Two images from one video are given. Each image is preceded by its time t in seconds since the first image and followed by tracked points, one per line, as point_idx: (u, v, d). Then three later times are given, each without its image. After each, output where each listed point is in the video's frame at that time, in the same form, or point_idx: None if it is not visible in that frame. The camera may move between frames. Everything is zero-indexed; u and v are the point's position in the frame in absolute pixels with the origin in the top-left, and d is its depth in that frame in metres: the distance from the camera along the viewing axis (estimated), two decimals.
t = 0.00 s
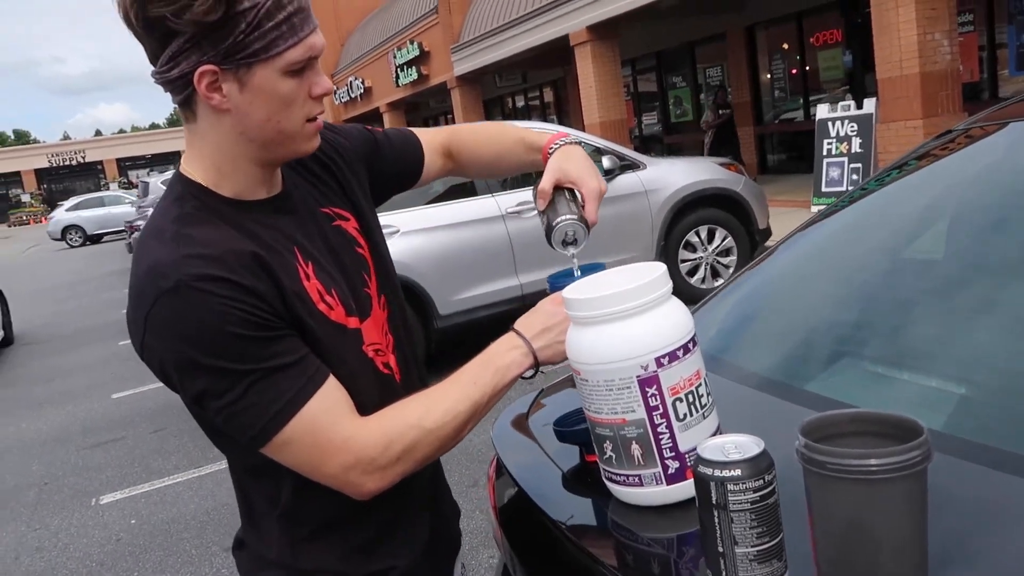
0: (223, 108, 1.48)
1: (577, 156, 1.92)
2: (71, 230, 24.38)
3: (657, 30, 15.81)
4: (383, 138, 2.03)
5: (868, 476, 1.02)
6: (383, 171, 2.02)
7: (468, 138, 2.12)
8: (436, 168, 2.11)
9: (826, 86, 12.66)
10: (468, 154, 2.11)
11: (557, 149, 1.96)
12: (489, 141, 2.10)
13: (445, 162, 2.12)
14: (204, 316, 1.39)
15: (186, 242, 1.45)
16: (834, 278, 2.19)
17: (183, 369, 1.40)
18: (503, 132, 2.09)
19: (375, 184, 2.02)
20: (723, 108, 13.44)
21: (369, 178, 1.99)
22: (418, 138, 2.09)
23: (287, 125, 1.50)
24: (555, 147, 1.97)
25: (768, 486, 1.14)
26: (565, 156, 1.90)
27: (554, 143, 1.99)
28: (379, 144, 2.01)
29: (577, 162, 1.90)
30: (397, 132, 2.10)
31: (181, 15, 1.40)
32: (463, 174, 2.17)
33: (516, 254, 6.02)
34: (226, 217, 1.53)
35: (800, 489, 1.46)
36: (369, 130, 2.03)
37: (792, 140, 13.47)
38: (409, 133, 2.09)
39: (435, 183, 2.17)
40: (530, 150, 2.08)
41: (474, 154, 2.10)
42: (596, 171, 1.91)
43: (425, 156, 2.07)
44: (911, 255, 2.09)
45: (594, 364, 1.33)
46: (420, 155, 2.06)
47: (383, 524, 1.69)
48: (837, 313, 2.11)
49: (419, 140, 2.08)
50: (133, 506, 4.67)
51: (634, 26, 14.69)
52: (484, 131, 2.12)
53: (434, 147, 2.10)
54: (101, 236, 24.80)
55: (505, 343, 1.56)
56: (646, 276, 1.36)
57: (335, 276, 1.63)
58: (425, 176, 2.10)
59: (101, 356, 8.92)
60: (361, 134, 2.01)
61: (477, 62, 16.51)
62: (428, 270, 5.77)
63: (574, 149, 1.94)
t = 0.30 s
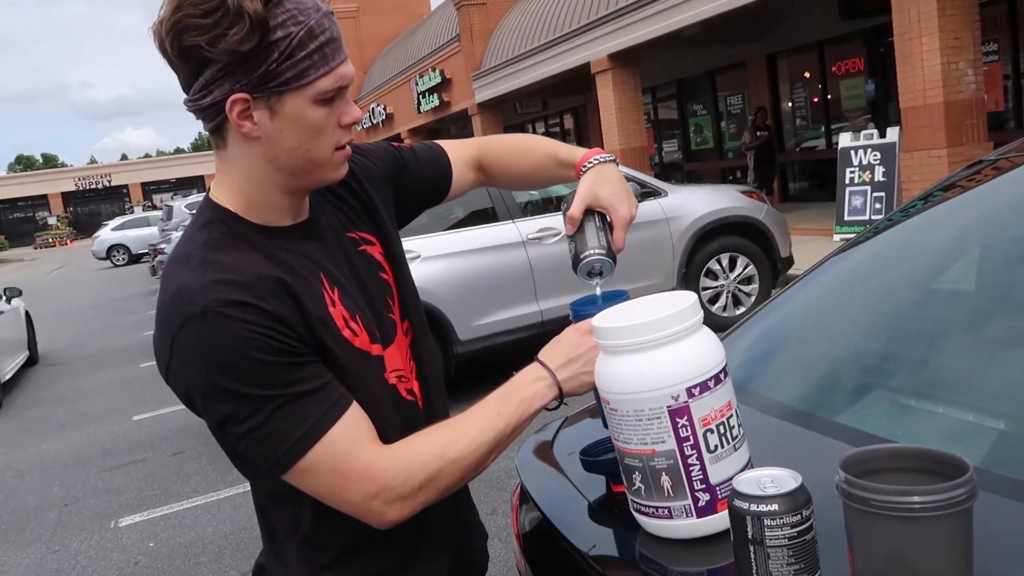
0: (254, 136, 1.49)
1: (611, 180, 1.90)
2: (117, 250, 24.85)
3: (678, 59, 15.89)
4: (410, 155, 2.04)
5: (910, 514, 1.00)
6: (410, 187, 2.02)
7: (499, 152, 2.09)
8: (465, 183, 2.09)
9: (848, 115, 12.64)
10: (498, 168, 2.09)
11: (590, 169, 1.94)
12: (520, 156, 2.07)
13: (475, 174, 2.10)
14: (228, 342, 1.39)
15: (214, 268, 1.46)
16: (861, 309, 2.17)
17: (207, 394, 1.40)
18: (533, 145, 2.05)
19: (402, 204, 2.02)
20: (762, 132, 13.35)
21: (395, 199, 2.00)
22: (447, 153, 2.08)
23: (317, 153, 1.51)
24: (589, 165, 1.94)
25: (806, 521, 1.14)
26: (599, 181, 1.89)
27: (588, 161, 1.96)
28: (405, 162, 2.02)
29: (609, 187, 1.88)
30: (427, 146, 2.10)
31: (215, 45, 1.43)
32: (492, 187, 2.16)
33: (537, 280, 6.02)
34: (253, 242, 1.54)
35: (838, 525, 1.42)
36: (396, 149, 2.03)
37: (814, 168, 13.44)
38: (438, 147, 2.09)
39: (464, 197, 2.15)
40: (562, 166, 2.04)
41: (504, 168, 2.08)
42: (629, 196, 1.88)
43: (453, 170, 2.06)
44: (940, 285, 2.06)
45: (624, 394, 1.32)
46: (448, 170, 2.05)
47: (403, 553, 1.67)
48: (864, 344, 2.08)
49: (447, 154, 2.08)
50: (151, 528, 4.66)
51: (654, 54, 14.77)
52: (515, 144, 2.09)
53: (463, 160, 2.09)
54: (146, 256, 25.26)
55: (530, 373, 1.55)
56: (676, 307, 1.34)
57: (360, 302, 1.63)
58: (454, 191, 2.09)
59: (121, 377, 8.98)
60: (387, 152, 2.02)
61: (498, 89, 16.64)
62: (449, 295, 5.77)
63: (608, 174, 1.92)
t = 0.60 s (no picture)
0: (263, 147, 1.50)
1: (624, 191, 1.90)
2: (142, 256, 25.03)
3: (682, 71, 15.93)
4: (420, 162, 2.04)
5: (927, 528, 1.00)
6: (422, 196, 2.03)
7: (512, 159, 2.09)
8: (477, 191, 2.10)
9: (853, 127, 12.65)
10: (511, 176, 2.09)
11: (603, 180, 1.94)
12: (533, 163, 2.08)
13: (488, 182, 2.11)
14: (235, 352, 1.39)
15: (222, 278, 1.47)
16: (868, 320, 2.16)
17: (215, 404, 1.40)
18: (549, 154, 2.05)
19: (412, 213, 2.03)
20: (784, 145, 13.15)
21: (404, 208, 2.00)
22: (458, 161, 2.08)
23: (326, 164, 1.51)
24: (603, 176, 1.95)
25: (819, 535, 1.14)
26: (612, 192, 1.89)
27: (601, 172, 1.96)
28: (416, 170, 2.03)
29: (622, 198, 1.88)
30: (437, 153, 2.10)
31: (226, 56, 1.43)
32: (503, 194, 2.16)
33: (542, 291, 6.02)
34: (261, 252, 1.54)
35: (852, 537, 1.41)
36: (406, 158, 2.04)
37: (818, 180, 13.45)
38: (450, 154, 2.09)
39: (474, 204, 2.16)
40: (575, 176, 2.05)
41: (517, 177, 2.08)
42: (642, 207, 1.89)
43: (466, 179, 2.07)
44: (949, 297, 2.05)
45: (634, 406, 1.31)
46: (460, 178, 2.05)
47: (410, 564, 1.66)
48: (873, 356, 2.07)
49: (459, 162, 2.08)
50: (155, 538, 4.66)
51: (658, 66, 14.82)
52: (529, 152, 2.09)
53: (475, 168, 2.09)
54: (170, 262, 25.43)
55: (539, 384, 1.55)
56: (686, 318, 1.34)
57: (368, 313, 1.63)
58: (465, 200, 2.09)
59: (126, 387, 8.98)
60: (398, 160, 2.02)
61: (503, 101, 16.69)
62: (453, 305, 5.77)
63: (621, 184, 1.92)
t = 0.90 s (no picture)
0: (268, 152, 1.50)
1: (633, 203, 1.88)
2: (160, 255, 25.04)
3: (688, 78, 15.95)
4: (427, 168, 2.04)
5: (932, 541, 1.00)
6: (428, 202, 2.03)
7: (522, 166, 2.07)
8: (485, 197, 2.09)
9: (858, 136, 12.64)
10: (519, 184, 2.07)
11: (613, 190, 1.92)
12: (542, 173, 2.05)
13: (496, 189, 2.09)
14: (238, 358, 1.39)
15: (226, 284, 1.47)
16: (872, 330, 2.16)
17: (217, 410, 1.41)
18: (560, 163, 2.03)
19: (417, 219, 2.03)
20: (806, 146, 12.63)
21: (410, 213, 2.00)
22: (466, 167, 2.07)
23: (331, 169, 1.51)
24: (612, 188, 1.92)
25: (823, 546, 1.13)
26: (620, 204, 1.87)
27: (611, 183, 1.94)
28: (423, 176, 2.03)
29: (631, 211, 1.87)
30: (445, 159, 2.10)
31: (234, 60, 1.43)
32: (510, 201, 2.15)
33: (545, 296, 6.02)
34: (265, 258, 1.54)
35: (857, 548, 1.40)
36: (413, 163, 2.04)
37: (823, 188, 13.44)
38: (458, 160, 2.08)
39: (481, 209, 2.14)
40: (585, 186, 2.04)
41: (525, 185, 2.06)
42: (651, 219, 1.87)
43: (473, 185, 2.05)
44: (953, 308, 2.04)
45: (638, 415, 1.31)
46: (467, 184, 2.04)
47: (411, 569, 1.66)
48: (876, 365, 2.06)
49: (467, 168, 2.06)
50: (156, 541, 4.65)
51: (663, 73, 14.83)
52: (539, 160, 2.07)
53: (482, 174, 2.07)
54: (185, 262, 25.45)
55: (546, 393, 1.54)
56: (691, 327, 1.34)
57: (370, 319, 1.63)
58: (472, 206, 2.09)
59: (128, 389, 8.98)
60: (405, 166, 2.02)
61: (508, 106, 16.72)
62: (457, 310, 5.77)
63: (631, 196, 1.90)
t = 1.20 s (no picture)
0: (274, 157, 1.50)
1: (641, 219, 1.88)
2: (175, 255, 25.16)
3: (692, 83, 15.97)
4: (433, 175, 2.05)
5: (938, 550, 0.99)
6: (432, 208, 2.03)
7: (530, 175, 2.06)
8: (493, 205, 2.09)
9: (863, 143, 12.64)
10: (527, 194, 2.06)
11: (623, 206, 1.92)
12: (552, 184, 2.03)
13: (502, 197, 2.09)
14: (241, 364, 1.39)
15: (229, 288, 1.47)
16: (877, 338, 2.15)
17: (220, 414, 1.41)
18: (567, 174, 2.01)
19: (422, 225, 2.03)
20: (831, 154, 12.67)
21: (414, 219, 2.00)
22: (472, 174, 2.07)
23: (334, 180, 1.51)
24: (621, 204, 1.92)
25: (828, 554, 1.13)
26: (629, 219, 1.87)
27: (620, 200, 1.93)
28: (428, 182, 2.03)
29: (641, 226, 1.87)
30: (452, 166, 2.10)
31: (249, 64, 1.44)
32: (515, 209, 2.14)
33: (548, 301, 6.02)
34: (268, 261, 1.54)
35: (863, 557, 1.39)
36: (419, 169, 2.04)
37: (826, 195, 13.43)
38: (464, 168, 2.08)
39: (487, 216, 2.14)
40: (592, 200, 2.01)
41: (533, 195, 2.05)
42: (658, 235, 1.87)
43: (479, 194, 2.06)
44: (957, 316, 2.04)
45: (642, 422, 1.31)
46: (473, 192, 2.05)
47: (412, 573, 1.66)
48: (880, 373, 2.05)
49: (474, 176, 2.07)
50: (157, 542, 4.65)
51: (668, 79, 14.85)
52: (547, 170, 2.06)
53: (490, 183, 2.07)
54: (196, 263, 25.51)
55: (560, 415, 1.54)
56: (696, 333, 1.34)
57: (373, 323, 1.63)
58: (478, 213, 2.09)
59: (130, 390, 8.99)
60: (411, 172, 2.02)
61: (512, 111, 16.74)
62: (460, 314, 5.77)
63: (640, 211, 1.90)
